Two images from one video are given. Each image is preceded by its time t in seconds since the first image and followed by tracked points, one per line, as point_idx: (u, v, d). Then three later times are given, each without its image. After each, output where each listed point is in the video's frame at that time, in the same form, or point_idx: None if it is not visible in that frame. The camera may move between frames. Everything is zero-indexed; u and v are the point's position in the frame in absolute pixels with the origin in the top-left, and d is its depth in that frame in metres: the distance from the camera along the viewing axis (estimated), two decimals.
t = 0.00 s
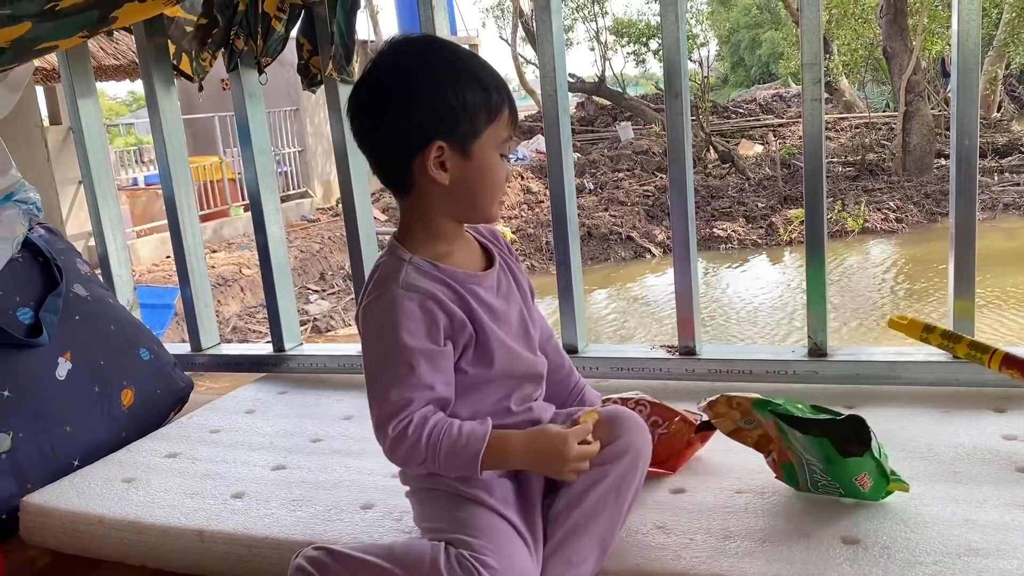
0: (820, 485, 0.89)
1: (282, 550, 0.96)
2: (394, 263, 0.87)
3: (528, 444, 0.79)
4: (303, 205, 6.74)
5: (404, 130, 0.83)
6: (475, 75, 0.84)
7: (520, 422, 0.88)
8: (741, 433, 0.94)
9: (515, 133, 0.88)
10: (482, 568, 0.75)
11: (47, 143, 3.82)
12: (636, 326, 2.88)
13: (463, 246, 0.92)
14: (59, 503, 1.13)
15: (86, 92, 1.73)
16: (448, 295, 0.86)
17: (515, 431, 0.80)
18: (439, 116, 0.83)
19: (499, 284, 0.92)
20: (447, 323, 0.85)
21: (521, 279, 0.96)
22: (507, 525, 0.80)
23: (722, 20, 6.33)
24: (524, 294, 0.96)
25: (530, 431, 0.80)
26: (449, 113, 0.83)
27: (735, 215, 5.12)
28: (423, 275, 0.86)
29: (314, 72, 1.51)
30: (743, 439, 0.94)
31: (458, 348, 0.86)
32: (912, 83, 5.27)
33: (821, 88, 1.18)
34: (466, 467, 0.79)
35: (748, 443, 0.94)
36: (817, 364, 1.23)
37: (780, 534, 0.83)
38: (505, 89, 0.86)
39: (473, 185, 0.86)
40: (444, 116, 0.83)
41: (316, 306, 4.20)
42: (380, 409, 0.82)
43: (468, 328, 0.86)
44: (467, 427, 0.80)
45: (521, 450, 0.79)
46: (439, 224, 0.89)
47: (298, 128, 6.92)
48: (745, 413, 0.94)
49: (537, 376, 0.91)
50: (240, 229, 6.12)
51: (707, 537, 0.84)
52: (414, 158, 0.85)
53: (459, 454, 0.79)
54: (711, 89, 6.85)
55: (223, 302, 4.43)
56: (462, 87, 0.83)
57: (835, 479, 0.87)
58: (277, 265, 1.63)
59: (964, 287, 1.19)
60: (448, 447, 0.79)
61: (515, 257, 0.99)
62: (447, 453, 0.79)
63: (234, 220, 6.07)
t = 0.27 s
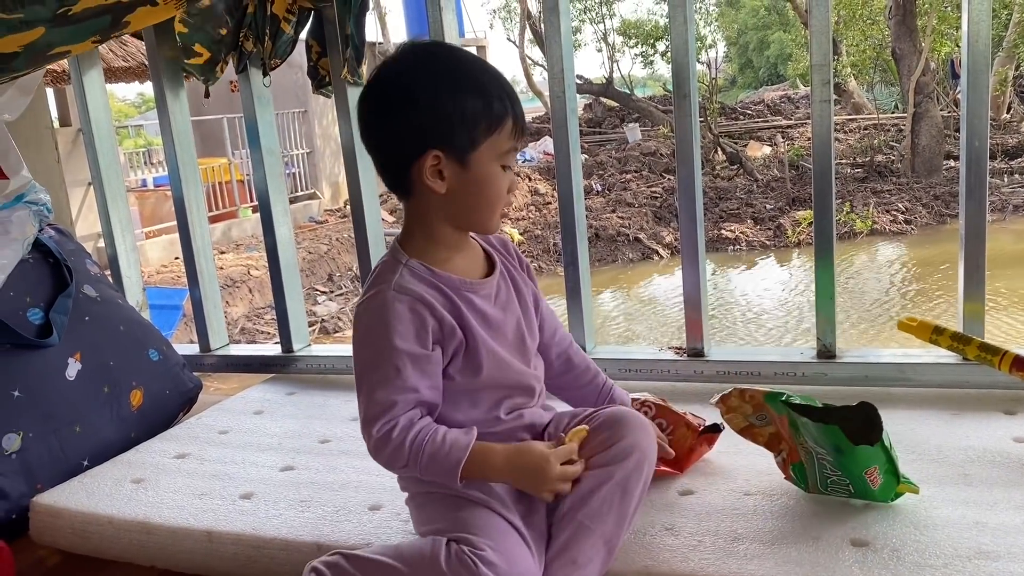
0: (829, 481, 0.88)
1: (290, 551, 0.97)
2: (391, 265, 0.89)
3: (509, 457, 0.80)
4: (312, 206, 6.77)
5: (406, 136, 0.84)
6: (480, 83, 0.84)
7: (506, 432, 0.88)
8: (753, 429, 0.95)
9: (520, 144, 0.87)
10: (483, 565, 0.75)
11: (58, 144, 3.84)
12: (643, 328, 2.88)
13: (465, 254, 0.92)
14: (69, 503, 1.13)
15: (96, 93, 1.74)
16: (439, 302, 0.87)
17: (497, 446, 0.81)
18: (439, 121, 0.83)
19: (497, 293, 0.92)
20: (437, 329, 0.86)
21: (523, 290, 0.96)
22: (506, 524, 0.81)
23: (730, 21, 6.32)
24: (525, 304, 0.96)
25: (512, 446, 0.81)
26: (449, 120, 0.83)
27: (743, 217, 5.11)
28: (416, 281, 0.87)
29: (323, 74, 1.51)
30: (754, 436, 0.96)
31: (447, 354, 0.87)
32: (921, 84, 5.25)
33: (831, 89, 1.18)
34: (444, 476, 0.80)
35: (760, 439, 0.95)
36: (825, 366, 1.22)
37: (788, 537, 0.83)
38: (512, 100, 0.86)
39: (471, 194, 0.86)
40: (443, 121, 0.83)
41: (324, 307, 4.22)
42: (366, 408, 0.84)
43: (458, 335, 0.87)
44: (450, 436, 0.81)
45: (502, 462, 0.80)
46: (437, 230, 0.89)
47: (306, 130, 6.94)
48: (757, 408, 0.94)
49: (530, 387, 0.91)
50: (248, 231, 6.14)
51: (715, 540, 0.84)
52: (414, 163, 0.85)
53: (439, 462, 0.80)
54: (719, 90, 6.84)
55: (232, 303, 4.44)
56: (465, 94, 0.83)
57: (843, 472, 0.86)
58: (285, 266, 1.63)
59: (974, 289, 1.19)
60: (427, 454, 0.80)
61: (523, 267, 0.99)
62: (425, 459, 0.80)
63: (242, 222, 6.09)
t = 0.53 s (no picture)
0: (836, 481, 0.89)
1: (300, 550, 0.98)
2: (385, 271, 0.91)
3: (489, 466, 0.81)
4: (319, 208, 6.79)
5: (407, 143, 0.86)
6: (482, 96, 0.85)
7: (489, 440, 0.90)
8: (758, 430, 0.96)
9: (519, 159, 0.88)
10: (487, 554, 0.76)
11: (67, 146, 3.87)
12: (650, 329, 2.88)
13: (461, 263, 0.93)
14: (81, 503, 1.14)
15: (107, 96, 1.75)
16: (427, 310, 0.88)
17: (477, 454, 0.83)
18: (437, 132, 0.84)
19: (489, 304, 0.93)
20: (423, 337, 0.87)
21: (520, 302, 0.97)
22: (506, 513, 0.81)
23: (737, 23, 6.32)
24: (520, 317, 0.96)
25: (491, 457, 0.82)
26: (448, 130, 0.84)
27: (750, 218, 5.10)
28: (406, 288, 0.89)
29: (332, 77, 1.52)
30: (760, 438, 0.96)
31: (431, 362, 0.88)
32: (928, 85, 5.24)
33: (837, 91, 1.18)
34: (425, 479, 0.81)
35: (766, 440, 0.95)
36: (832, 367, 1.23)
37: (795, 536, 0.84)
38: (515, 115, 0.86)
39: (464, 205, 0.87)
40: (443, 131, 0.84)
41: (332, 308, 4.24)
42: (350, 408, 0.86)
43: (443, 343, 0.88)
44: (432, 442, 0.82)
45: (481, 471, 0.81)
46: (431, 239, 0.90)
47: (314, 131, 6.97)
48: (763, 408, 0.95)
49: (515, 399, 0.91)
50: (256, 232, 6.17)
51: (722, 539, 0.85)
52: (412, 171, 0.87)
53: (421, 467, 0.81)
54: (726, 91, 6.84)
55: (240, 304, 4.46)
56: (466, 105, 0.84)
57: (849, 473, 0.87)
58: (294, 267, 1.65)
59: (980, 290, 1.19)
60: (409, 459, 0.82)
61: (526, 280, 1.00)
62: (407, 463, 0.82)
63: (250, 223, 6.12)
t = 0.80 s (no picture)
0: (845, 484, 0.88)
1: (306, 551, 0.98)
2: (390, 274, 0.91)
3: (495, 471, 0.81)
4: (326, 209, 6.81)
5: (414, 149, 0.86)
6: (491, 102, 0.85)
7: (495, 440, 0.90)
8: (766, 432, 0.96)
9: (526, 166, 0.88)
10: (492, 559, 0.76)
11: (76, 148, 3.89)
12: (656, 330, 2.88)
13: (465, 266, 0.93)
14: (89, 503, 1.15)
15: (115, 97, 1.76)
16: (431, 315, 0.88)
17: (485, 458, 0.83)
18: (446, 139, 0.84)
19: (494, 307, 0.93)
20: (427, 343, 0.87)
21: (525, 304, 0.97)
22: (513, 516, 0.81)
23: (744, 23, 6.32)
24: (525, 319, 0.96)
25: (499, 462, 0.82)
26: (455, 137, 0.84)
27: (757, 219, 5.09)
28: (410, 294, 0.89)
29: (340, 78, 1.53)
30: (768, 439, 0.96)
31: (436, 366, 0.88)
32: (936, 86, 5.22)
33: (845, 92, 1.18)
34: (432, 484, 0.81)
35: (773, 442, 0.95)
36: (839, 368, 1.22)
37: (803, 538, 0.84)
38: (523, 123, 0.86)
39: (471, 211, 0.87)
40: (451, 138, 0.84)
41: (339, 310, 4.25)
42: (357, 412, 0.86)
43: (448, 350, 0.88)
44: (440, 447, 0.82)
45: (487, 477, 0.81)
46: (436, 243, 0.91)
47: (320, 133, 6.99)
48: (771, 410, 0.94)
49: (521, 401, 0.92)
50: (264, 233, 6.19)
51: (730, 540, 0.84)
52: (420, 177, 0.87)
53: (428, 471, 0.81)
54: (733, 92, 6.83)
55: (247, 305, 4.48)
56: (474, 112, 0.84)
57: (857, 475, 0.86)
58: (302, 268, 1.65)
59: (989, 291, 1.18)
60: (416, 463, 0.82)
61: (531, 282, 1.00)
62: (414, 467, 0.82)
63: (258, 225, 6.14)
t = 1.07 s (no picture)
0: (851, 485, 0.88)
1: (312, 552, 0.98)
2: (394, 275, 0.91)
3: (499, 472, 0.81)
4: (332, 210, 6.83)
5: (415, 153, 0.86)
6: (490, 104, 0.85)
7: (499, 440, 0.90)
8: (772, 433, 0.95)
9: (527, 169, 0.88)
10: (497, 559, 0.76)
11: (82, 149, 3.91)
12: (662, 330, 2.88)
13: (469, 268, 0.92)
14: (95, 504, 1.15)
15: (121, 99, 1.76)
16: (435, 316, 0.88)
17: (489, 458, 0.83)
18: (445, 142, 0.84)
19: (497, 307, 0.93)
20: (431, 345, 0.87)
21: (529, 305, 0.96)
22: (518, 516, 0.81)
23: (749, 23, 6.31)
24: (528, 320, 0.96)
25: (502, 461, 0.82)
26: (456, 140, 0.84)
27: (763, 219, 5.08)
28: (414, 296, 0.89)
29: (345, 80, 1.53)
30: (775, 439, 0.96)
31: (440, 367, 0.88)
32: (942, 86, 5.20)
33: (851, 92, 1.17)
34: (436, 483, 0.81)
35: (780, 442, 0.95)
36: (846, 369, 1.22)
37: (810, 539, 0.83)
38: (523, 123, 0.86)
39: (474, 213, 0.87)
40: (451, 142, 0.84)
41: (344, 310, 4.26)
42: (361, 412, 0.86)
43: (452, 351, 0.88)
44: (444, 447, 0.82)
45: (490, 477, 0.81)
46: (440, 244, 0.91)
47: (326, 134, 7.00)
48: (777, 410, 0.94)
49: (524, 402, 0.91)
50: (270, 234, 6.21)
51: (736, 541, 0.84)
52: (421, 180, 0.87)
53: (432, 471, 0.81)
54: (739, 92, 6.82)
55: (253, 306, 4.49)
56: (473, 114, 0.84)
57: (864, 476, 0.86)
58: (307, 269, 1.65)
59: (996, 292, 1.18)
60: (420, 463, 0.82)
61: (534, 283, 1.00)
62: (417, 466, 0.82)
63: (263, 225, 6.16)
